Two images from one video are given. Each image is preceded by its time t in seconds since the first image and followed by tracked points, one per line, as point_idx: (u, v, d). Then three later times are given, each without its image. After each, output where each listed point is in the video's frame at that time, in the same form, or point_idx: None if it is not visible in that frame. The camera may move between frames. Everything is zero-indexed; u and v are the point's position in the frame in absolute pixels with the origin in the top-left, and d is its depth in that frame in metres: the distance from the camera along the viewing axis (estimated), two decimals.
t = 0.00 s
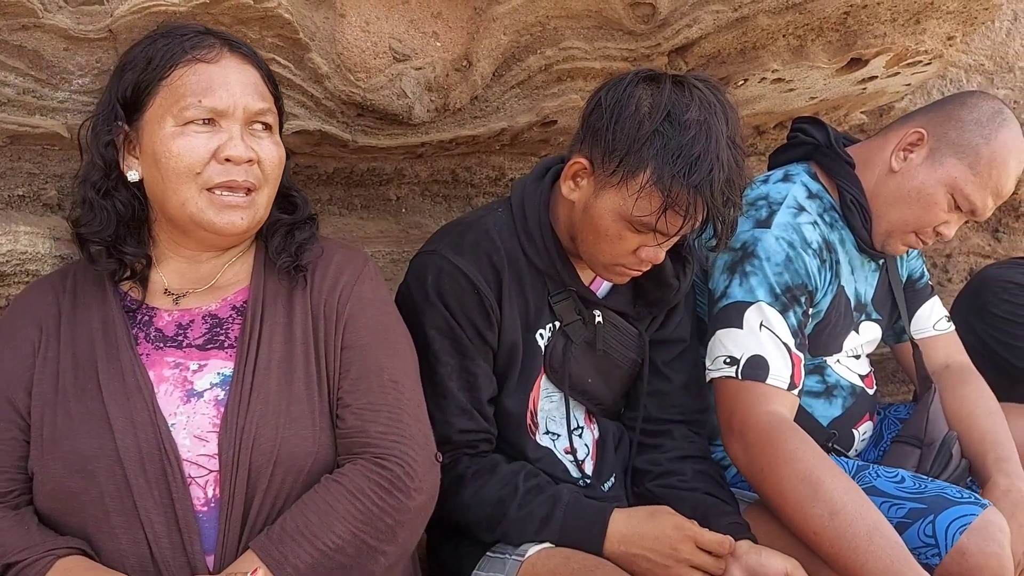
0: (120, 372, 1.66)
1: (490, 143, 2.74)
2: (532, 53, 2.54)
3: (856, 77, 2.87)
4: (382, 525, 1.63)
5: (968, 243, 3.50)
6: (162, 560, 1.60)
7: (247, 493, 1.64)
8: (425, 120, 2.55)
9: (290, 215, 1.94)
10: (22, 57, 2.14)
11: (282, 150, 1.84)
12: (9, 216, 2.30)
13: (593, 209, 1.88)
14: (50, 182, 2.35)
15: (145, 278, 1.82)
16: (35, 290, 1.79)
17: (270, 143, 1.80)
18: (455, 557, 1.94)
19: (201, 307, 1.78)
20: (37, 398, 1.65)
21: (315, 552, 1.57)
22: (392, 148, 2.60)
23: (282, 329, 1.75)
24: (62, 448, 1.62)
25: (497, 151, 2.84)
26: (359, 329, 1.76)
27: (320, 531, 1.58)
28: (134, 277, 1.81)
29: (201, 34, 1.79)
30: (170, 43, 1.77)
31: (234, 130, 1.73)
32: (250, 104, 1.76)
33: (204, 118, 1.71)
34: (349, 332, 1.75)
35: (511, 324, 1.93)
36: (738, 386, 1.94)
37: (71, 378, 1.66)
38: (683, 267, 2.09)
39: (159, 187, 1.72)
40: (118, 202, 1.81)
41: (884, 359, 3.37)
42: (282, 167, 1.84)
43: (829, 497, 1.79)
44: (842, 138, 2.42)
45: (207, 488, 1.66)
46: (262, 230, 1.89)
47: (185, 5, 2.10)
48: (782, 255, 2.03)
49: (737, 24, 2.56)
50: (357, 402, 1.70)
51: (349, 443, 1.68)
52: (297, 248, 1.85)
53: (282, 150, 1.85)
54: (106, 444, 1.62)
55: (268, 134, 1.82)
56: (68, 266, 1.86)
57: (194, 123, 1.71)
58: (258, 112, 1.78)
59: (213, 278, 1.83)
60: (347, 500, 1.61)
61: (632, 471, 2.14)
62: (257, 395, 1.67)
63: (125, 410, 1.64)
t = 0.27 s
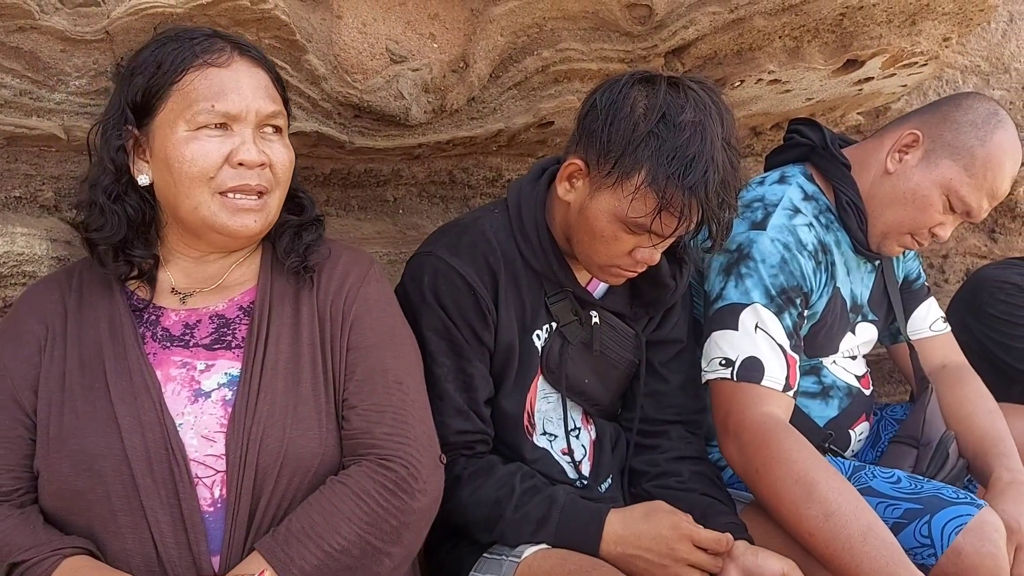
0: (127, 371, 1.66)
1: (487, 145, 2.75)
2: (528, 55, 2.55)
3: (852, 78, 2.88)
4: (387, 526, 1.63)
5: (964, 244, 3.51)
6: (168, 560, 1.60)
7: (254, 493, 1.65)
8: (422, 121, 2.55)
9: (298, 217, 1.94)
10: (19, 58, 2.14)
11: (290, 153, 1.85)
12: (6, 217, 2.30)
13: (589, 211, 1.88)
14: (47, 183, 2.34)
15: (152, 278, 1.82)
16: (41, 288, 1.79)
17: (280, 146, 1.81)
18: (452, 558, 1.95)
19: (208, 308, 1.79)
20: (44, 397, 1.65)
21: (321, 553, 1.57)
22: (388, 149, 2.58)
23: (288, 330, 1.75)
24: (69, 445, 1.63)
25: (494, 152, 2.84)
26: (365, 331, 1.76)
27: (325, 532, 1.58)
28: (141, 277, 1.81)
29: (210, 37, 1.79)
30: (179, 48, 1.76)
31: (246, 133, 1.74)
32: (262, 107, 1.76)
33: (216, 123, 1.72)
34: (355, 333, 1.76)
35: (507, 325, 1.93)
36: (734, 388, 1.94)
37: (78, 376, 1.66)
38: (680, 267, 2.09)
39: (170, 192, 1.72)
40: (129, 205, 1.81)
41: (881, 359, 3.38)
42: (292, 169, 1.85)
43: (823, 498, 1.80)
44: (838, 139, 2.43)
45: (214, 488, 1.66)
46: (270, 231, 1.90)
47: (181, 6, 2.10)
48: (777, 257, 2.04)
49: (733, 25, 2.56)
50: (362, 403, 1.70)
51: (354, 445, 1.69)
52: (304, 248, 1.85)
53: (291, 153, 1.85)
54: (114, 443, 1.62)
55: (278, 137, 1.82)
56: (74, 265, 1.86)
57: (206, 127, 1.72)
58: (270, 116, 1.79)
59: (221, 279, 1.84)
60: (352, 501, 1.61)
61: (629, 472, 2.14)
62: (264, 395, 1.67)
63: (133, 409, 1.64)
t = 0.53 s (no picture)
0: (129, 372, 1.66)
1: (486, 145, 2.75)
2: (527, 56, 2.55)
3: (850, 79, 2.89)
4: (391, 527, 1.63)
5: (962, 244, 3.52)
6: (172, 560, 1.60)
7: (257, 493, 1.65)
8: (421, 122, 2.55)
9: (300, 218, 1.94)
10: (19, 59, 2.15)
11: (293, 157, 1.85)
12: (6, 218, 2.30)
13: (588, 211, 1.88)
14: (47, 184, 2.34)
15: (154, 281, 1.82)
16: (43, 289, 1.79)
17: (282, 149, 1.81)
18: (452, 558, 1.95)
19: (211, 309, 1.79)
20: (46, 398, 1.66)
21: (325, 555, 1.58)
22: (388, 150, 2.58)
23: (292, 330, 1.75)
24: (72, 447, 1.63)
25: (493, 153, 2.85)
26: (368, 332, 1.76)
27: (330, 534, 1.59)
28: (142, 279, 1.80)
29: (210, 39, 1.79)
30: (179, 52, 1.75)
31: (248, 139, 1.74)
32: (264, 112, 1.76)
33: (217, 129, 1.72)
34: (358, 333, 1.76)
35: (506, 325, 1.94)
36: (733, 388, 1.95)
37: (80, 377, 1.67)
38: (679, 268, 2.09)
39: (174, 199, 1.73)
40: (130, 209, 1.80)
41: (879, 359, 3.38)
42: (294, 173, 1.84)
43: (822, 498, 1.80)
44: (837, 139, 2.43)
45: (218, 489, 1.66)
46: (274, 233, 1.90)
47: (181, 7, 2.10)
48: (776, 257, 2.04)
49: (732, 26, 2.56)
50: (366, 404, 1.70)
51: (358, 445, 1.69)
52: (308, 249, 1.86)
53: (293, 156, 1.85)
54: (117, 444, 1.62)
55: (280, 140, 1.82)
56: (76, 266, 1.86)
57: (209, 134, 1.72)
58: (272, 120, 1.78)
59: (225, 279, 1.84)
60: (356, 502, 1.62)
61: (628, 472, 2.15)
62: (268, 396, 1.68)
63: (135, 410, 1.64)
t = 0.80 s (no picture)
0: (126, 374, 1.66)
1: (487, 145, 2.74)
2: (528, 56, 2.55)
3: (851, 79, 2.88)
4: (388, 530, 1.63)
5: (963, 244, 3.51)
6: (168, 564, 1.60)
7: (254, 496, 1.65)
8: (422, 122, 2.55)
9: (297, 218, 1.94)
10: (19, 59, 2.14)
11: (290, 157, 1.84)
12: (6, 218, 2.30)
13: (591, 208, 1.88)
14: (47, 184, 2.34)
15: (150, 282, 1.81)
16: (40, 291, 1.79)
17: (278, 150, 1.80)
18: (452, 559, 1.94)
19: (207, 310, 1.79)
20: (43, 400, 1.66)
21: (323, 557, 1.57)
22: (388, 150, 2.58)
23: (289, 332, 1.75)
24: (68, 450, 1.62)
25: (494, 153, 2.84)
26: (365, 333, 1.76)
27: (328, 536, 1.59)
28: (139, 280, 1.79)
29: (205, 39, 1.78)
30: (173, 52, 1.75)
31: (243, 140, 1.73)
32: (259, 113, 1.76)
33: (211, 130, 1.71)
34: (354, 335, 1.76)
35: (508, 326, 1.94)
36: (735, 389, 1.94)
37: (77, 379, 1.66)
38: (681, 270, 2.10)
39: (168, 200, 1.72)
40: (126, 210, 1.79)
41: (880, 360, 3.38)
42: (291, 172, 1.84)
43: (824, 498, 1.80)
44: (838, 139, 2.43)
45: (214, 492, 1.66)
46: (270, 232, 1.89)
47: (182, 7, 2.10)
48: (777, 258, 2.04)
49: (733, 26, 2.56)
50: (364, 406, 1.70)
51: (355, 448, 1.69)
52: (304, 249, 1.85)
53: (290, 156, 1.84)
54: (113, 447, 1.62)
55: (275, 141, 1.81)
56: (73, 267, 1.85)
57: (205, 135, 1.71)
58: (267, 121, 1.78)
59: (222, 280, 1.83)
60: (354, 505, 1.61)
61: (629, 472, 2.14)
62: (265, 398, 1.67)
63: (132, 413, 1.63)
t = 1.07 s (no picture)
0: (119, 377, 1.66)
1: (488, 147, 2.74)
2: (528, 57, 2.55)
3: (852, 80, 2.89)
4: (386, 528, 1.63)
5: (964, 245, 3.51)
6: (165, 564, 1.60)
7: (249, 496, 1.64)
8: (422, 124, 2.55)
9: (293, 221, 1.94)
10: (19, 61, 2.15)
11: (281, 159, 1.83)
12: (6, 220, 2.30)
13: (590, 197, 1.88)
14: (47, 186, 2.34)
15: (145, 286, 1.82)
16: (35, 296, 1.79)
17: (268, 151, 1.80)
18: (452, 560, 1.94)
19: (202, 313, 1.79)
20: (37, 403, 1.66)
21: (319, 556, 1.57)
22: (389, 151, 2.58)
23: (282, 333, 1.75)
24: (62, 452, 1.62)
25: (494, 154, 2.85)
26: (360, 334, 1.76)
27: (325, 535, 1.59)
28: (133, 284, 1.80)
29: (194, 40, 1.77)
30: (163, 55, 1.74)
31: (232, 142, 1.73)
32: (247, 115, 1.75)
33: (200, 132, 1.70)
34: (349, 335, 1.76)
35: (512, 318, 1.93)
36: (735, 389, 1.94)
37: (71, 383, 1.66)
38: (683, 271, 2.10)
39: (156, 202, 1.73)
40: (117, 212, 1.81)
41: (880, 360, 3.39)
42: (282, 174, 1.83)
43: (825, 499, 1.80)
44: (838, 141, 2.43)
45: (208, 492, 1.66)
46: (264, 236, 1.90)
47: (182, 9, 2.10)
48: (778, 259, 2.04)
49: (733, 28, 2.56)
50: (359, 406, 1.70)
51: (352, 448, 1.69)
52: (295, 250, 1.86)
53: (281, 157, 1.84)
54: (107, 449, 1.62)
55: (266, 142, 1.81)
56: (67, 271, 1.86)
57: (194, 138, 1.71)
58: (256, 122, 1.77)
59: (216, 284, 1.83)
60: (351, 504, 1.61)
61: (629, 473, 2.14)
62: (259, 399, 1.67)
63: (125, 415, 1.63)
